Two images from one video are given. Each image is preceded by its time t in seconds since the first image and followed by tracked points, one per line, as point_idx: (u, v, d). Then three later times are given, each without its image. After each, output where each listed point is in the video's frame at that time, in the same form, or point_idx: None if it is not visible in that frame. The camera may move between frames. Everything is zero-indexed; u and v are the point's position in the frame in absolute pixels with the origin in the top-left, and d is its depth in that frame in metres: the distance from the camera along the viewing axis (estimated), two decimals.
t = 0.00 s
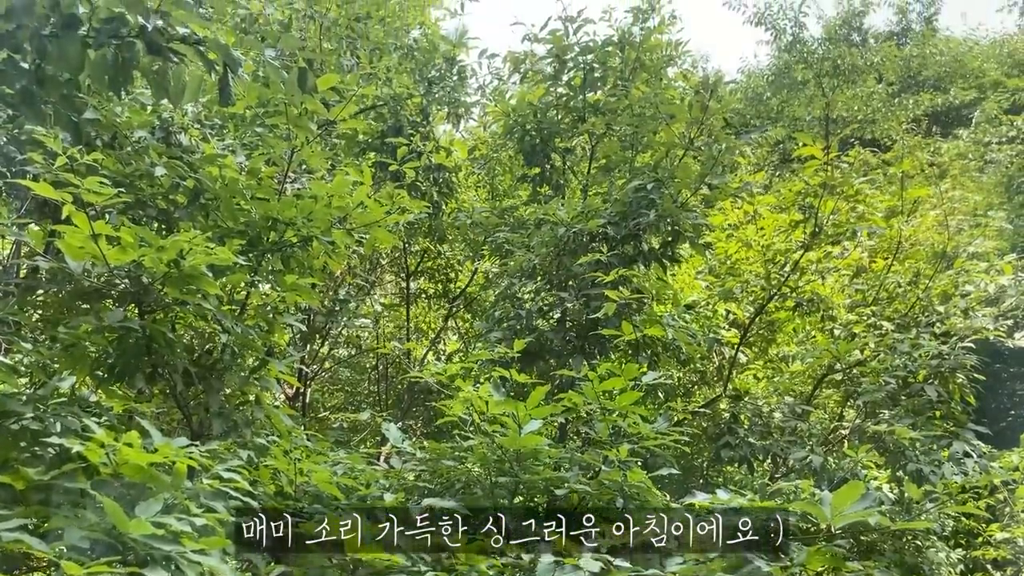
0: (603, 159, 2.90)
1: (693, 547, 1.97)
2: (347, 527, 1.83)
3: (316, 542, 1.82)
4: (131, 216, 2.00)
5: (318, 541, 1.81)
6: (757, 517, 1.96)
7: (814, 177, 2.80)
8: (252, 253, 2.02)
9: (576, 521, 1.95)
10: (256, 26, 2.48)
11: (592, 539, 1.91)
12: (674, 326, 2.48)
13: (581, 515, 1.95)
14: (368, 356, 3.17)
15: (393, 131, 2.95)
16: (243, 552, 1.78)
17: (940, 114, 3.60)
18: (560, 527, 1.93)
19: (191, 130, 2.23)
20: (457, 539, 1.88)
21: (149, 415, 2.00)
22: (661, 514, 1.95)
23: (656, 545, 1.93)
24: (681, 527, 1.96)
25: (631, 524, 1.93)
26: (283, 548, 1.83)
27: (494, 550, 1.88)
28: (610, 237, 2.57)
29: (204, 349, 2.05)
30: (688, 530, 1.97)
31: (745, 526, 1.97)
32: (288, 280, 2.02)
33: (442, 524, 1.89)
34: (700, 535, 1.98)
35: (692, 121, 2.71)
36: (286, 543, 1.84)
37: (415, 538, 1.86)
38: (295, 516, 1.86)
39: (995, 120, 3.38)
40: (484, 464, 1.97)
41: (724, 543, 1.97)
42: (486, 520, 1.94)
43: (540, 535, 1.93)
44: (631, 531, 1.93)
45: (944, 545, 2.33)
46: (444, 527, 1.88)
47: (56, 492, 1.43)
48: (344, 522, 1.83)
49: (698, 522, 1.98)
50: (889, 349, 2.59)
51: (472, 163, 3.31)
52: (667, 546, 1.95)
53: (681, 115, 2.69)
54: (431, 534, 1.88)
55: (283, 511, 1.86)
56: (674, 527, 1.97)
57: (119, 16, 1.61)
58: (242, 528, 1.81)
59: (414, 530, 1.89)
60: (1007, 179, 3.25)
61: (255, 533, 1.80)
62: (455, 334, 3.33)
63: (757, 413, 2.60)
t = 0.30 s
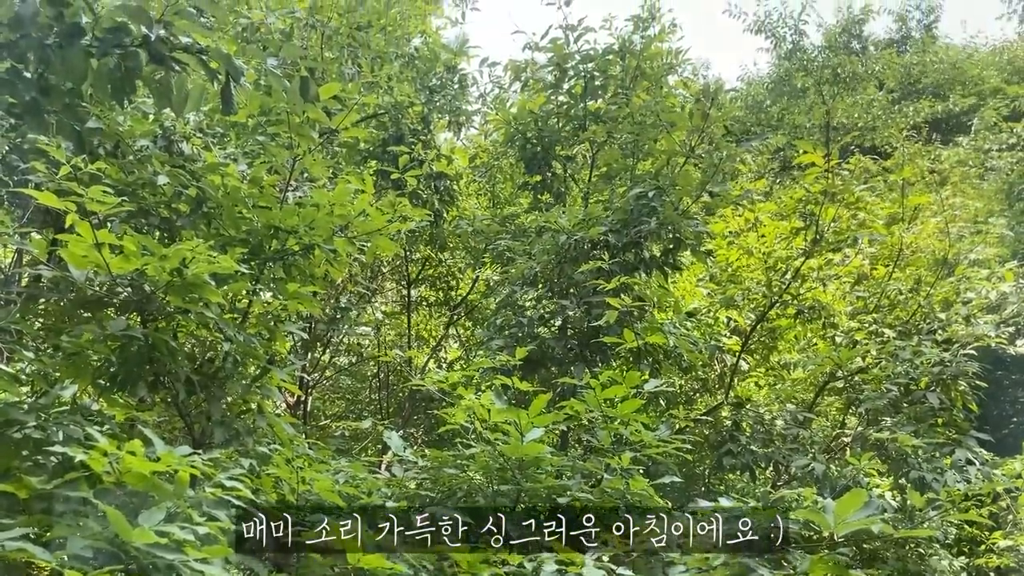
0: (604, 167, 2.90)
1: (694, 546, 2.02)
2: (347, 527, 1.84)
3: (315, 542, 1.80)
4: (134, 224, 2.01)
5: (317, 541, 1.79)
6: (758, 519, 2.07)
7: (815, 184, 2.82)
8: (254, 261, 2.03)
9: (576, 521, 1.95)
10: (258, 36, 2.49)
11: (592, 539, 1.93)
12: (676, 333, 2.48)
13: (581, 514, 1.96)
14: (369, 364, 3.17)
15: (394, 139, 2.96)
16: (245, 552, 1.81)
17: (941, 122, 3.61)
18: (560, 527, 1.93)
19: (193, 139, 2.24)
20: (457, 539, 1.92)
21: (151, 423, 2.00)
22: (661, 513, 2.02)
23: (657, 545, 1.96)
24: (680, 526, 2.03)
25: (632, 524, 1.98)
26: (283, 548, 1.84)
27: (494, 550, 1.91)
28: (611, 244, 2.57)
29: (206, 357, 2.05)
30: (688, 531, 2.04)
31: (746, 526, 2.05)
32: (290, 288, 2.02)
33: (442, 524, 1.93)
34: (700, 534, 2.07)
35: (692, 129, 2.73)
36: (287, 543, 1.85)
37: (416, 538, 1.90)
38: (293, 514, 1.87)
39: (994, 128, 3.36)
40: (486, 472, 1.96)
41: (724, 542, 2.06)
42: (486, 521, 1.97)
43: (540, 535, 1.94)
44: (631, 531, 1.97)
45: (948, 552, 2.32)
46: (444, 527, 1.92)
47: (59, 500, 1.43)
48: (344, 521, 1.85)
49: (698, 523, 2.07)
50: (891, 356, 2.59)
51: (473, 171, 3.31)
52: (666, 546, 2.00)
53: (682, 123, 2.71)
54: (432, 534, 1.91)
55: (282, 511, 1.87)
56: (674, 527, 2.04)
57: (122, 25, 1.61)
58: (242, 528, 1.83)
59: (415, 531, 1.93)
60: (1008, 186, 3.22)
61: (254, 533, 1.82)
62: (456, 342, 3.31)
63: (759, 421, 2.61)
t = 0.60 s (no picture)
0: (605, 173, 2.91)
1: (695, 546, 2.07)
2: (347, 527, 1.91)
3: (317, 541, 1.87)
4: (136, 231, 2.01)
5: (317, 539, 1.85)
6: (756, 520, 2.16)
7: (816, 191, 2.82)
8: (256, 268, 2.04)
9: (575, 521, 1.99)
10: (260, 43, 2.50)
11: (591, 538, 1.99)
12: (677, 340, 2.48)
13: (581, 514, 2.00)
14: (370, 371, 3.16)
15: (396, 146, 2.98)
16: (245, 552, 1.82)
17: (943, 127, 3.48)
18: (559, 527, 1.98)
19: (195, 146, 2.24)
20: (457, 539, 1.99)
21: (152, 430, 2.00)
22: (660, 513, 2.07)
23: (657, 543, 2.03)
24: (679, 526, 2.11)
25: (632, 524, 2.03)
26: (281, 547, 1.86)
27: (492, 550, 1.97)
28: (613, 250, 2.57)
29: (207, 364, 2.05)
30: (686, 530, 2.12)
31: (745, 526, 2.15)
32: (291, 295, 2.02)
33: (442, 524, 2.00)
34: (701, 535, 2.14)
35: (694, 135, 2.75)
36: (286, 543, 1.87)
37: (416, 538, 1.97)
38: (293, 514, 1.88)
39: (996, 134, 3.32)
40: (488, 479, 1.96)
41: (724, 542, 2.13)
42: (486, 520, 1.99)
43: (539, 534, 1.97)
44: (631, 531, 2.03)
45: (951, 559, 2.31)
46: (444, 527, 2.00)
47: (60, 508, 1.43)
48: (345, 522, 1.91)
49: (697, 523, 2.16)
50: (893, 362, 2.60)
51: (474, 178, 3.30)
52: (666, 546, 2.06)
53: (683, 130, 2.74)
54: (431, 533, 1.99)
55: (282, 511, 1.88)
56: (674, 527, 2.12)
57: (124, 32, 1.62)
58: (243, 527, 1.85)
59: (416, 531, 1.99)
60: (1009, 193, 3.23)
61: (255, 532, 1.85)
62: (457, 349, 3.25)
63: (761, 427, 2.61)
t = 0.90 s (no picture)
0: (607, 179, 2.91)
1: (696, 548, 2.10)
2: (347, 527, 1.91)
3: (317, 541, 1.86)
4: (139, 237, 2.01)
5: (319, 540, 1.85)
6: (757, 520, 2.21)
7: (817, 196, 2.83)
8: (258, 274, 2.04)
9: (576, 521, 2.00)
10: (262, 48, 2.50)
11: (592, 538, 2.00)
12: (678, 345, 2.48)
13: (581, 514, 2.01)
14: (371, 376, 3.17)
15: (397, 152, 2.99)
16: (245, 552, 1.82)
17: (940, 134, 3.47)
18: (560, 527, 1.99)
19: (198, 153, 2.25)
20: (457, 539, 1.99)
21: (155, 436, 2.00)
22: (660, 514, 2.08)
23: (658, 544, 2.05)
24: (679, 526, 2.14)
25: (632, 524, 2.03)
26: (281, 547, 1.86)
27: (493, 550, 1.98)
28: (614, 256, 2.57)
29: (210, 369, 2.05)
30: (686, 531, 2.14)
31: (745, 526, 2.19)
32: (294, 300, 2.03)
33: (442, 524, 1.99)
34: (701, 535, 2.18)
35: (695, 141, 2.77)
36: (286, 543, 1.87)
37: (417, 538, 1.97)
38: (294, 514, 1.88)
39: (996, 138, 3.24)
40: (489, 484, 1.96)
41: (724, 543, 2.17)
42: (485, 520, 2.01)
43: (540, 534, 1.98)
44: (631, 531, 2.03)
45: (953, 565, 2.31)
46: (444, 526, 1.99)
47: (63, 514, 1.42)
48: (344, 522, 1.91)
49: (697, 524, 2.19)
50: (895, 367, 2.60)
51: (476, 183, 3.29)
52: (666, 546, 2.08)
53: (683, 136, 2.74)
54: (431, 534, 1.98)
55: (282, 511, 1.88)
56: (674, 527, 2.14)
57: (128, 39, 1.62)
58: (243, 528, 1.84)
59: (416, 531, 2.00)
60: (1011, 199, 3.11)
61: (255, 533, 1.84)
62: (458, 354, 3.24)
63: (763, 433, 2.62)
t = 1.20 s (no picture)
0: (609, 183, 2.91)
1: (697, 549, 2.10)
2: (347, 527, 1.91)
3: (316, 541, 1.85)
4: (141, 242, 2.01)
5: (320, 539, 1.85)
6: (756, 521, 2.23)
7: (818, 201, 2.85)
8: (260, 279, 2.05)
9: (576, 521, 1.99)
10: (264, 53, 2.51)
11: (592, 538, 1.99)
12: (680, 349, 2.48)
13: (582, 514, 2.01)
14: (372, 380, 3.17)
15: (399, 156, 3.00)
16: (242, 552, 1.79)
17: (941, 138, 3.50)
18: (560, 527, 1.97)
19: (200, 157, 2.26)
20: (457, 538, 1.97)
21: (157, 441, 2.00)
22: (661, 513, 2.04)
23: (658, 544, 2.00)
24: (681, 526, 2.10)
25: (632, 524, 2.02)
26: (281, 547, 1.84)
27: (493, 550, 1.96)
28: (615, 260, 2.58)
29: (211, 374, 2.05)
30: (688, 530, 2.12)
31: (745, 526, 2.21)
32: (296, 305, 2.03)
33: (442, 524, 1.97)
34: (701, 534, 2.16)
35: (697, 145, 2.76)
36: (286, 544, 1.85)
37: (416, 538, 1.95)
38: (295, 515, 1.88)
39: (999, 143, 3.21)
40: (491, 489, 1.96)
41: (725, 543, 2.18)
42: (485, 521, 1.98)
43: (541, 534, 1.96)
44: (631, 531, 2.01)
45: (956, 570, 2.30)
46: (444, 526, 1.97)
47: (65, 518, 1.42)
48: (344, 522, 1.92)
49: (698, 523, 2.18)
50: (897, 372, 2.61)
51: (477, 188, 3.28)
52: (666, 546, 2.03)
53: (685, 140, 2.75)
54: (431, 534, 1.97)
55: (282, 511, 1.88)
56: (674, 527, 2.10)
57: (131, 46, 1.64)
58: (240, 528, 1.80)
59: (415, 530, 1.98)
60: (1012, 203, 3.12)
61: (255, 533, 1.80)
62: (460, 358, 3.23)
63: (765, 437, 2.62)
